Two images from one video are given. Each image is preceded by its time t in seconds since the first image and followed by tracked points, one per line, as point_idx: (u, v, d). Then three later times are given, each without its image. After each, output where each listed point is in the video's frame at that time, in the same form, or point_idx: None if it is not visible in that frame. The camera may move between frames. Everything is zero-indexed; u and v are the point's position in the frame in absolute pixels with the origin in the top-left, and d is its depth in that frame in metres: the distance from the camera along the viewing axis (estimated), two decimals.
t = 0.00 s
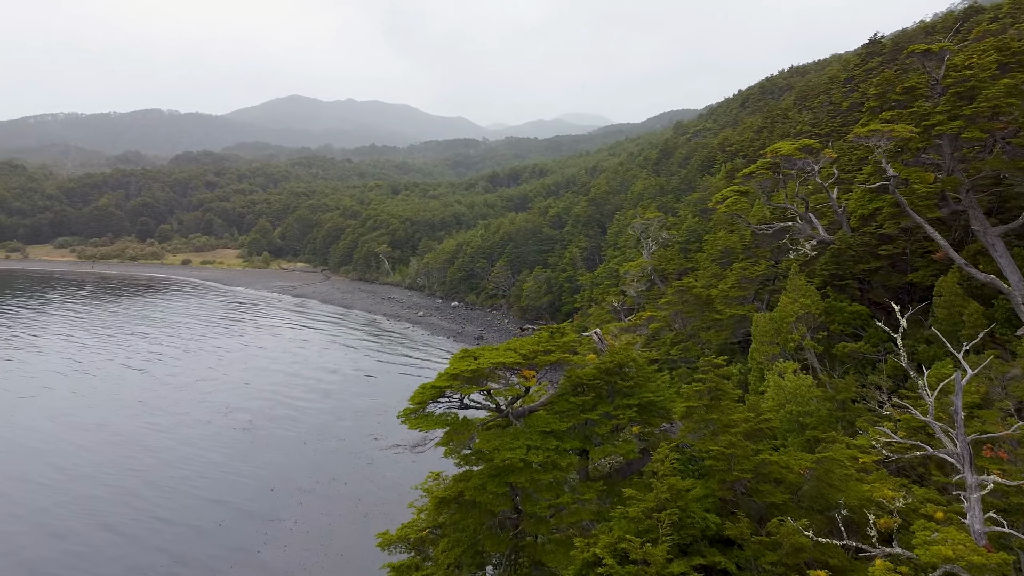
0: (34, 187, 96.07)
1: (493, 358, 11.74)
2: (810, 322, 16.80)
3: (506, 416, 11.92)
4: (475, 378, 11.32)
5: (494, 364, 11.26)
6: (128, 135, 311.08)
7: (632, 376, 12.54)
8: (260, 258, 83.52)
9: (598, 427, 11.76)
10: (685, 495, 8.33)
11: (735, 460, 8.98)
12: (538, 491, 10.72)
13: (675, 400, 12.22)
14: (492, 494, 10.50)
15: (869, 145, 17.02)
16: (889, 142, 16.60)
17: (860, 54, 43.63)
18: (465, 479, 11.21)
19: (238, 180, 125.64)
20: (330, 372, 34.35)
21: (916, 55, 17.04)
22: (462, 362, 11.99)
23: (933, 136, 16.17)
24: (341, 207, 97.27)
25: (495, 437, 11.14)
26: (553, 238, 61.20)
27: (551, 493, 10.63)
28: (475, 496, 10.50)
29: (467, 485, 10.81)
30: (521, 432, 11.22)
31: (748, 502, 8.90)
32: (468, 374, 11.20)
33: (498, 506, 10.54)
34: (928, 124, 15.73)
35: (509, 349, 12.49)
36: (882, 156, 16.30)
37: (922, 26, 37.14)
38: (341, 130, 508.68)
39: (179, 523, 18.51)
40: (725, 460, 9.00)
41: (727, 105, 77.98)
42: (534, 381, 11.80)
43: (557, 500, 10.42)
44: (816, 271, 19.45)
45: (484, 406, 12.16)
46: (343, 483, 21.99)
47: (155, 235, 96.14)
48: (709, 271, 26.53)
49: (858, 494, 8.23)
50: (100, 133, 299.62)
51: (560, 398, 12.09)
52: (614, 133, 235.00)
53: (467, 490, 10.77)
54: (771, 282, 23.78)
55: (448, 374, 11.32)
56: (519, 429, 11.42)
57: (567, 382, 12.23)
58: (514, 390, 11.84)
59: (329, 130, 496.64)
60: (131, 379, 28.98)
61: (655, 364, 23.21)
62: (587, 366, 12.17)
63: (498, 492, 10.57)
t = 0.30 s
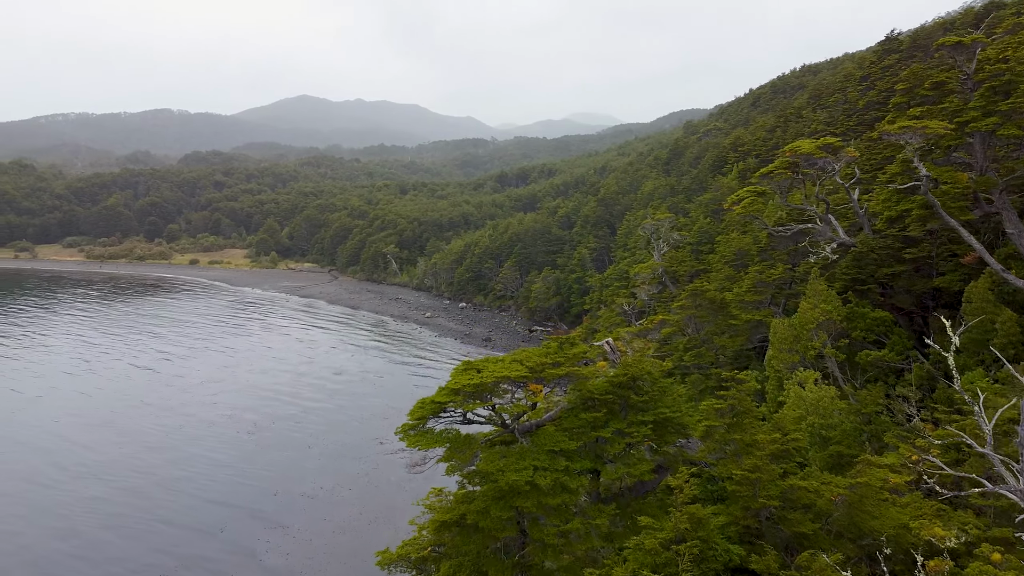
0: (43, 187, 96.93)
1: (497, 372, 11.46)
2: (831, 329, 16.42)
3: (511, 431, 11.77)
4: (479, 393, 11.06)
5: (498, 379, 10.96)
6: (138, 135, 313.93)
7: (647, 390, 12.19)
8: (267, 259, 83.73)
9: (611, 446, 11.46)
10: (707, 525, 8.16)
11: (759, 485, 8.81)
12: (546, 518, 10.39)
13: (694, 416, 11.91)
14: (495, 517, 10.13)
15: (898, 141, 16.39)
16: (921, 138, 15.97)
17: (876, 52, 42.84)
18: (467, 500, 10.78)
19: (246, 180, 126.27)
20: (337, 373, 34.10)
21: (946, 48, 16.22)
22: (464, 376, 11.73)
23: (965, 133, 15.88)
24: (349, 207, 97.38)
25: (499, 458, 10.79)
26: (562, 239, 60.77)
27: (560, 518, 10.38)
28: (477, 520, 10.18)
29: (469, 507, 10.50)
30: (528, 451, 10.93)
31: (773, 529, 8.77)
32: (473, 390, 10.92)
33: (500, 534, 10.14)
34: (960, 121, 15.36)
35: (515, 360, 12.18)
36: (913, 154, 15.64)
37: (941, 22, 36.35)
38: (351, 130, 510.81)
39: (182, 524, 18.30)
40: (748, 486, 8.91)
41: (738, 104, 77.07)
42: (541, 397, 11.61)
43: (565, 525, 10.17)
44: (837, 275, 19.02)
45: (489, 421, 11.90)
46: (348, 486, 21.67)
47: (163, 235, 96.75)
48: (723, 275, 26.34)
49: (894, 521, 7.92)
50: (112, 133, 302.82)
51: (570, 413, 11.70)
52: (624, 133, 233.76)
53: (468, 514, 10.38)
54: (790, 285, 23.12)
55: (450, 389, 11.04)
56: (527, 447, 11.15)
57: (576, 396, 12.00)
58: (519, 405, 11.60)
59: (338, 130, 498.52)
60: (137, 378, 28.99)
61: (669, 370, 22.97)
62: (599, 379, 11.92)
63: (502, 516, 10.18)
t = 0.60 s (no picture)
0: (62, 188, 98.94)
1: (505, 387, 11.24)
2: (861, 336, 15.79)
3: (524, 449, 11.51)
4: (490, 411, 10.84)
5: (509, 395, 10.63)
6: (161, 136, 320.01)
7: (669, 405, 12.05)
8: (284, 258, 84.46)
9: (632, 467, 11.16)
10: (739, 559, 8.07)
11: (796, 515, 8.41)
12: (561, 546, 10.16)
13: (719, 436, 11.78)
14: (506, 544, 9.77)
15: (942, 138, 16.08)
16: (966, 135, 15.68)
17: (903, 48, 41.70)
18: (477, 523, 10.48)
19: (264, 180, 127.81)
20: (351, 374, 33.98)
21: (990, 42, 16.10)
22: (472, 390, 11.51)
23: (1011, 130, 15.74)
24: (365, 207, 97.86)
25: (510, 479, 10.59)
26: (579, 239, 60.26)
27: (576, 547, 10.12)
28: (488, 547, 9.80)
29: (479, 533, 10.05)
30: (543, 472, 10.77)
31: (810, 562, 8.29)
32: (481, 406, 10.69)
33: (511, 563, 9.73)
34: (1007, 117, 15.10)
35: (527, 373, 11.90)
36: (958, 152, 15.33)
37: (972, 17, 35.28)
38: (368, 130, 514.83)
39: (191, 526, 18.13)
40: (783, 515, 8.57)
41: (758, 102, 75.76)
42: (557, 413, 11.57)
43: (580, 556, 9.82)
44: (867, 280, 18.36)
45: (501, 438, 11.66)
46: (360, 490, 21.35)
47: (181, 235, 98.26)
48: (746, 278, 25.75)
49: (942, 554, 7.49)
50: (136, 134, 309.38)
51: (586, 433, 11.67)
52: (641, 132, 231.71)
53: (478, 539, 10.01)
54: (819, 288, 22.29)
55: (458, 403, 10.84)
56: (541, 467, 10.99)
57: (593, 411, 11.81)
58: (532, 422, 11.39)
59: (355, 130, 502.91)
60: (155, 378, 29.26)
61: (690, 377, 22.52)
62: (620, 395, 11.86)
63: (513, 542, 9.82)
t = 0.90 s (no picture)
0: (90, 188, 101.61)
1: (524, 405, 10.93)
2: (902, 346, 14.85)
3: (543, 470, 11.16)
4: (507, 432, 10.65)
5: (528, 415, 10.38)
6: (191, 138, 328.40)
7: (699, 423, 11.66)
8: (307, 258, 85.48)
9: (661, 493, 10.74)
10: None
11: (846, 553, 8.57)
12: None
13: (758, 457, 11.24)
14: None
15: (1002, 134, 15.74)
16: None
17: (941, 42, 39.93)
18: (492, 552, 10.04)
19: (289, 180, 129.80)
20: (371, 375, 33.89)
21: None
22: (489, 408, 11.16)
23: None
24: (388, 207, 98.47)
25: (528, 507, 10.13)
26: (603, 240, 59.32)
27: None
28: None
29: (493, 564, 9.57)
30: (563, 499, 10.25)
31: None
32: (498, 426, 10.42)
33: None
34: None
35: (547, 389, 11.64)
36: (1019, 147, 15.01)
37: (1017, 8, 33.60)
38: (392, 130, 519.71)
39: (210, 527, 18.00)
40: (831, 554, 8.73)
41: (786, 100, 73.77)
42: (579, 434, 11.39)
43: None
44: (909, 285, 17.29)
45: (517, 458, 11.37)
46: (380, 492, 21.02)
47: (206, 235, 100.23)
48: (776, 280, 25.52)
49: None
50: (168, 136, 318.15)
51: (610, 456, 11.41)
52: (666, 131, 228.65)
53: (493, 571, 9.54)
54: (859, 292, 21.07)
55: (474, 422, 10.55)
56: (563, 493, 10.50)
57: (619, 429, 11.39)
58: (553, 443, 11.02)
59: (380, 131, 508.29)
60: (180, 377, 29.60)
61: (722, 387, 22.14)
62: (647, 412, 11.47)
63: None
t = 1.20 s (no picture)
0: (121, 188, 104.50)
1: (541, 425, 11.10)
2: (950, 355, 13.69)
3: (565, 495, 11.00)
4: (525, 454, 10.75)
5: (547, 433, 10.49)
6: (222, 139, 336.35)
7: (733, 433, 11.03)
8: (332, 258, 86.35)
9: (693, 522, 10.02)
10: None
11: None
12: None
13: (800, 478, 10.56)
14: None
15: None
16: None
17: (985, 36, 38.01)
18: None
19: (315, 180, 131.58)
20: (394, 376, 33.65)
21: None
22: (506, 429, 11.38)
23: None
24: (413, 207, 98.89)
25: (548, 536, 9.87)
26: (629, 241, 58.22)
27: None
28: None
29: None
30: (586, 527, 9.93)
31: None
32: (516, 448, 10.56)
33: None
34: None
35: (569, 410, 11.80)
36: None
37: None
38: (418, 130, 523.72)
39: (229, 527, 17.85)
40: None
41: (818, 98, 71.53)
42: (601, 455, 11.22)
43: None
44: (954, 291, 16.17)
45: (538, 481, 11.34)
46: (400, 496, 20.63)
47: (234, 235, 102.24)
48: (807, 284, 24.89)
49: None
50: (201, 138, 326.57)
51: (637, 479, 11.00)
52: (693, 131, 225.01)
53: None
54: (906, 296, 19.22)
55: (492, 442, 10.73)
56: (585, 520, 10.21)
57: (647, 451, 11.01)
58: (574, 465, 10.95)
59: (406, 131, 513.37)
60: (207, 375, 30.02)
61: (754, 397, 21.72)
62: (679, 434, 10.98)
63: None
